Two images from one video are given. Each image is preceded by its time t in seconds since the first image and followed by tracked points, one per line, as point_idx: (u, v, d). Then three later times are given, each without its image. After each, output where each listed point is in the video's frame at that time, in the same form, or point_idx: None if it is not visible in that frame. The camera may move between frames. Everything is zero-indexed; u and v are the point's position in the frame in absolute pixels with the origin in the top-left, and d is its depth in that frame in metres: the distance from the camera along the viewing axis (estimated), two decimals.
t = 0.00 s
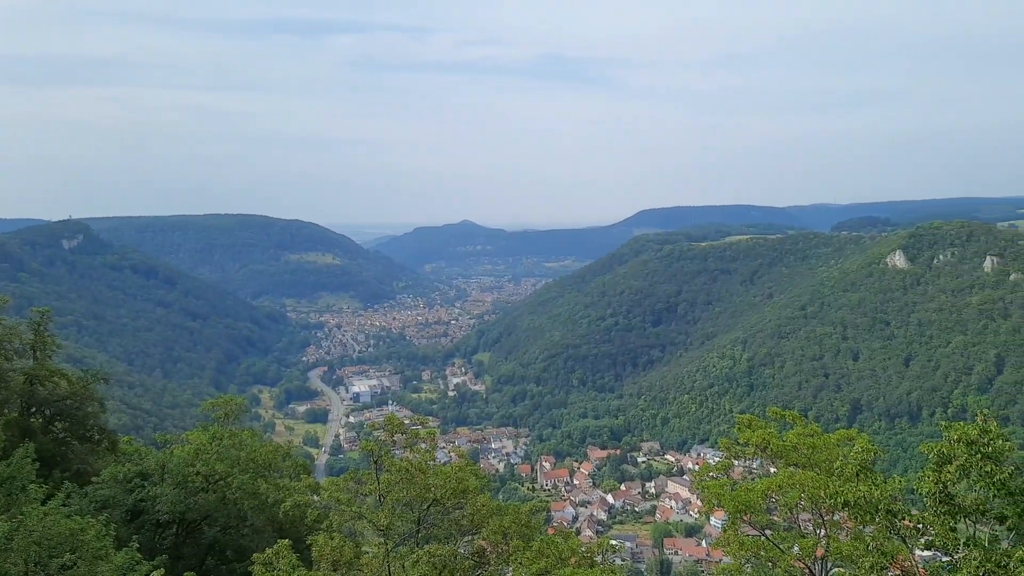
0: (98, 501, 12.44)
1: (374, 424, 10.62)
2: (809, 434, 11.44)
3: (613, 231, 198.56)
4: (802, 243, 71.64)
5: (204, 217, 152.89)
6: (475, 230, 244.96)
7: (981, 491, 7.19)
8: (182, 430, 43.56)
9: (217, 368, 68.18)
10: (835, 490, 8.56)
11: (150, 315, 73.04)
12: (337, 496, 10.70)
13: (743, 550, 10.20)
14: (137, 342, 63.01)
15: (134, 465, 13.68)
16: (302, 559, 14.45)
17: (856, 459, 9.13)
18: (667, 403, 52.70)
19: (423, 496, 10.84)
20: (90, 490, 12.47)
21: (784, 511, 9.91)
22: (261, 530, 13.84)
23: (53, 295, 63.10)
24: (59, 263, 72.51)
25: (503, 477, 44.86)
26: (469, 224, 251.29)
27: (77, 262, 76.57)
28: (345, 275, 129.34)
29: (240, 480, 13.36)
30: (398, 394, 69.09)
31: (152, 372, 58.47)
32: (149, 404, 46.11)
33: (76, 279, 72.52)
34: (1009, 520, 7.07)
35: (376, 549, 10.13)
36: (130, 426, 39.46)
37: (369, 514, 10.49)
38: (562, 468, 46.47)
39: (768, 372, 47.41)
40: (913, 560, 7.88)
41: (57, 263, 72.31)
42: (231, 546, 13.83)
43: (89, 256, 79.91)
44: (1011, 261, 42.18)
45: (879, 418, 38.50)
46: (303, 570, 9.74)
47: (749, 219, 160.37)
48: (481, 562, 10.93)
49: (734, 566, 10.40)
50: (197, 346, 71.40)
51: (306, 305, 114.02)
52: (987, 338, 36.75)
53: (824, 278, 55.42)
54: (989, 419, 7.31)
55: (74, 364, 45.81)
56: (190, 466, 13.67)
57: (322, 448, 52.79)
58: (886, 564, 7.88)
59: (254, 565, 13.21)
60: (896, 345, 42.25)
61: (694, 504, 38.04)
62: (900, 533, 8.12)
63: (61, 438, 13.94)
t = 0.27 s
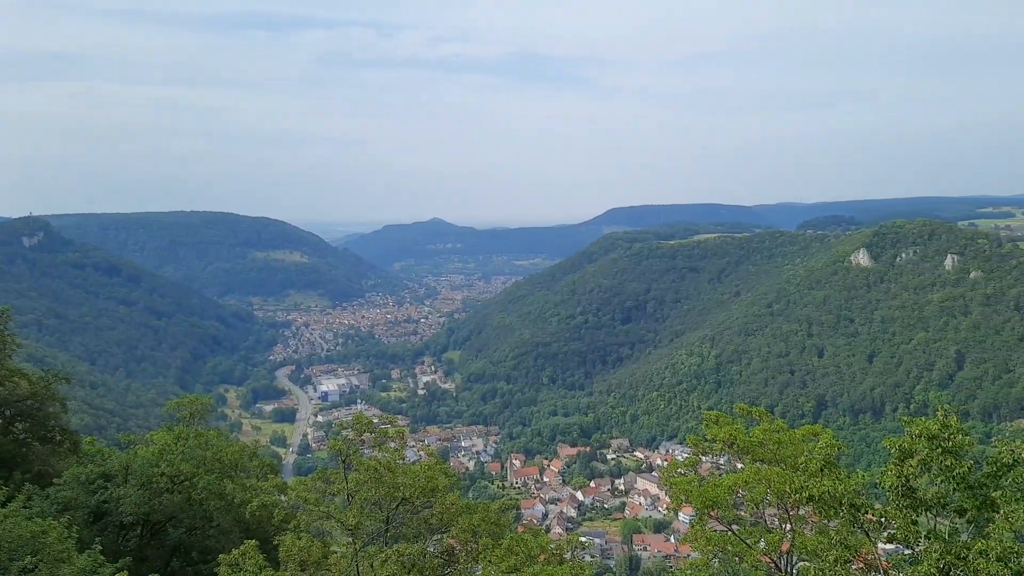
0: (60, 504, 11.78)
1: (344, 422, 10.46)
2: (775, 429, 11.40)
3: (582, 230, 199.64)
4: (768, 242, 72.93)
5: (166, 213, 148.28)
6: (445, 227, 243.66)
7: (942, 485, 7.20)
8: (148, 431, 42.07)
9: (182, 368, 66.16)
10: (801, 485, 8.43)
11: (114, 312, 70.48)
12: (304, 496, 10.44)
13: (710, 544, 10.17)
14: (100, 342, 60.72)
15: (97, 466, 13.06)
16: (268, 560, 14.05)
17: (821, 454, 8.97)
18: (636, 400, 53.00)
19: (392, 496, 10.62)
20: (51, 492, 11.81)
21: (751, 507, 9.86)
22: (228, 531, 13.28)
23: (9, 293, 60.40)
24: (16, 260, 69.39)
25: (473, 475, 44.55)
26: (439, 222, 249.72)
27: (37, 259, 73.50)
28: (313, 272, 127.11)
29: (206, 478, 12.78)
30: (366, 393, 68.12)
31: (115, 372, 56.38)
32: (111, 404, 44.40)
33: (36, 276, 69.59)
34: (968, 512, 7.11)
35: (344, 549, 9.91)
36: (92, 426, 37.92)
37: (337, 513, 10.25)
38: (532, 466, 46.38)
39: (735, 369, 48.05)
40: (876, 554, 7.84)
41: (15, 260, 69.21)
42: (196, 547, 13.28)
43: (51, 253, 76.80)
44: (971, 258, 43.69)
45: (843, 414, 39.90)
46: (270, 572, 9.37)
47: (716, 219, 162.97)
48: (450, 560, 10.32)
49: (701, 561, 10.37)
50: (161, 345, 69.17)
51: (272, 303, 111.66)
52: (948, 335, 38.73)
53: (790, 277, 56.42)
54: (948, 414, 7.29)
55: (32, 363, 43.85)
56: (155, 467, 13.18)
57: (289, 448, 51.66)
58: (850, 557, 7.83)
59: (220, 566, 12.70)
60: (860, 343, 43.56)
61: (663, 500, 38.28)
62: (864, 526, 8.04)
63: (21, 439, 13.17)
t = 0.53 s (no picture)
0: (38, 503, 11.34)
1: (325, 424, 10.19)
2: (757, 426, 11.37)
3: (566, 227, 200.01)
4: (751, 240, 73.57)
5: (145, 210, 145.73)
6: (428, 225, 242.68)
7: (922, 480, 7.16)
8: (129, 430, 41.27)
9: (163, 366, 65.05)
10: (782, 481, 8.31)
11: (93, 310, 69.09)
12: (287, 495, 10.29)
13: (692, 541, 10.21)
14: (79, 340, 59.53)
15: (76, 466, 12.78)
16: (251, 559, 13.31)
17: (802, 450, 8.85)
18: (620, 397, 53.11)
19: (375, 494, 10.62)
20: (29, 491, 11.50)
21: (733, 503, 9.83)
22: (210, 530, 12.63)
23: None
24: None
25: (457, 473, 44.37)
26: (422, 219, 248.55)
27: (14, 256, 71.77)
28: (295, 270, 125.76)
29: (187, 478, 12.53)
30: (350, 392, 67.57)
31: (94, 370, 55.27)
32: (92, 403, 43.49)
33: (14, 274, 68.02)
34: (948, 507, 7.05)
35: (326, 548, 9.78)
36: (72, 425, 37.13)
37: (319, 512, 10.20)
38: (515, 463, 46.31)
39: (717, 366, 48.35)
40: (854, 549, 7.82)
41: None
42: (178, 546, 12.56)
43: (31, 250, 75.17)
44: (949, 257, 44.53)
45: (824, 411, 40.40)
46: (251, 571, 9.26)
47: (698, 217, 164.30)
48: (433, 559, 10.37)
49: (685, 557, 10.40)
50: (142, 343, 67.95)
51: (255, 301, 110.33)
52: (927, 332, 39.54)
53: (772, 274, 56.88)
54: (927, 410, 7.23)
55: (8, 362, 42.80)
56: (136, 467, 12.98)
57: (271, 446, 51.04)
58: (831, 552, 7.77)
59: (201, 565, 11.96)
60: (841, 340, 44.20)
61: (646, 497, 38.39)
62: (844, 522, 7.98)
63: None
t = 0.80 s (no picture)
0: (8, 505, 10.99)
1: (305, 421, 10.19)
2: (734, 422, 11.35)
3: (545, 225, 200.25)
4: (728, 238, 74.36)
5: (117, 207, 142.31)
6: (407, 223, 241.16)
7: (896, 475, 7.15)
8: (104, 430, 40.24)
9: (139, 366, 63.52)
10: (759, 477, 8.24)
11: (67, 308, 67.24)
12: (265, 494, 10.32)
13: (671, 536, 10.18)
14: (52, 339, 57.92)
15: (49, 467, 12.26)
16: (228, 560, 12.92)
17: (779, 447, 8.79)
18: (600, 394, 53.26)
19: (353, 493, 10.61)
20: None
21: (711, 499, 9.77)
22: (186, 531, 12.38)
23: None
24: None
25: (436, 471, 44.10)
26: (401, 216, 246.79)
27: None
28: (271, 268, 124.01)
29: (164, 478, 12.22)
30: (328, 390, 66.78)
31: (68, 370, 53.78)
32: (66, 403, 42.26)
33: None
34: (921, 502, 7.05)
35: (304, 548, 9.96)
36: (45, 426, 36.04)
37: (297, 512, 10.21)
38: (495, 461, 46.16)
39: (695, 363, 48.70)
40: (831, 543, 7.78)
41: None
42: (154, 547, 12.08)
43: None
44: (923, 254, 45.45)
45: (801, 407, 40.98)
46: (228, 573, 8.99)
47: (677, 215, 165.63)
48: (413, 558, 10.24)
49: (663, 552, 10.37)
50: (117, 342, 66.27)
51: (232, 300, 108.52)
52: (901, 329, 40.47)
53: (750, 272, 57.46)
54: (902, 405, 7.20)
55: None
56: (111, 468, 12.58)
57: (249, 446, 50.18)
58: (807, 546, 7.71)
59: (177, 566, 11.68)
60: (817, 337, 44.91)
61: (625, 494, 38.50)
62: (820, 516, 7.94)
63: None
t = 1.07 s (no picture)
0: None
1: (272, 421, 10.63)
2: (706, 419, 11.32)
3: (519, 224, 200.14)
4: (699, 237, 75.33)
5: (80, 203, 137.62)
6: (379, 221, 238.64)
7: (864, 470, 7.15)
8: (71, 433, 38.79)
9: (107, 367, 61.42)
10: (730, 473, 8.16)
11: (32, 308, 64.74)
12: (236, 496, 10.73)
13: (643, 533, 10.08)
14: (15, 340, 55.67)
15: (13, 469, 11.59)
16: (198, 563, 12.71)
17: (749, 444, 8.72)
18: (573, 392, 53.36)
19: (326, 493, 10.77)
20: None
21: (684, 496, 9.69)
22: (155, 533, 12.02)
23: None
24: None
25: (409, 471, 43.65)
26: (373, 214, 244.10)
27: None
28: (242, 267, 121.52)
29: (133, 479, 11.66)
30: (300, 390, 65.63)
31: (32, 371, 51.71)
32: (30, 406, 40.56)
33: None
34: (888, 496, 7.06)
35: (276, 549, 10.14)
36: (8, 429, 34.54)
37: (269, 513, 10.54)
38: (469, 460, 45.85)
39: (668, 361, 49.08)
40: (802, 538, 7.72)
41: None
42: (122, 551, 11.95)
43: None
44: (890, 252, 46.80)
45: (771, 403, 41.63)
46: None
47: (649, 214, 166.77)
48: (385, 557, 10.45)
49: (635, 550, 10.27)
50: (84, 341, 64.00)
51: (202, 299, 106.09)
52: (869, 326, 41.79)
53: (721, 270, 58.13)
54: (870, 402, 7.19)
55: None
56: (77, 469, 11.95)
57: (220, 447, 48.95)
58: (779, 542, 7.62)
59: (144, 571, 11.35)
60: (787, 334, 45.69)
61: (598, 491, 38.58)
62: (789, 512, 7.89)
63: None
